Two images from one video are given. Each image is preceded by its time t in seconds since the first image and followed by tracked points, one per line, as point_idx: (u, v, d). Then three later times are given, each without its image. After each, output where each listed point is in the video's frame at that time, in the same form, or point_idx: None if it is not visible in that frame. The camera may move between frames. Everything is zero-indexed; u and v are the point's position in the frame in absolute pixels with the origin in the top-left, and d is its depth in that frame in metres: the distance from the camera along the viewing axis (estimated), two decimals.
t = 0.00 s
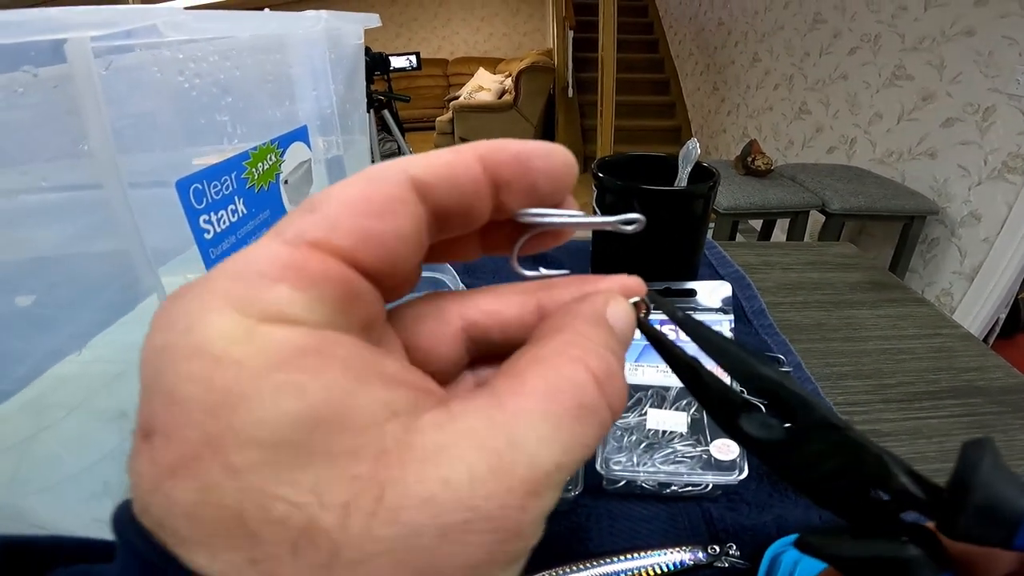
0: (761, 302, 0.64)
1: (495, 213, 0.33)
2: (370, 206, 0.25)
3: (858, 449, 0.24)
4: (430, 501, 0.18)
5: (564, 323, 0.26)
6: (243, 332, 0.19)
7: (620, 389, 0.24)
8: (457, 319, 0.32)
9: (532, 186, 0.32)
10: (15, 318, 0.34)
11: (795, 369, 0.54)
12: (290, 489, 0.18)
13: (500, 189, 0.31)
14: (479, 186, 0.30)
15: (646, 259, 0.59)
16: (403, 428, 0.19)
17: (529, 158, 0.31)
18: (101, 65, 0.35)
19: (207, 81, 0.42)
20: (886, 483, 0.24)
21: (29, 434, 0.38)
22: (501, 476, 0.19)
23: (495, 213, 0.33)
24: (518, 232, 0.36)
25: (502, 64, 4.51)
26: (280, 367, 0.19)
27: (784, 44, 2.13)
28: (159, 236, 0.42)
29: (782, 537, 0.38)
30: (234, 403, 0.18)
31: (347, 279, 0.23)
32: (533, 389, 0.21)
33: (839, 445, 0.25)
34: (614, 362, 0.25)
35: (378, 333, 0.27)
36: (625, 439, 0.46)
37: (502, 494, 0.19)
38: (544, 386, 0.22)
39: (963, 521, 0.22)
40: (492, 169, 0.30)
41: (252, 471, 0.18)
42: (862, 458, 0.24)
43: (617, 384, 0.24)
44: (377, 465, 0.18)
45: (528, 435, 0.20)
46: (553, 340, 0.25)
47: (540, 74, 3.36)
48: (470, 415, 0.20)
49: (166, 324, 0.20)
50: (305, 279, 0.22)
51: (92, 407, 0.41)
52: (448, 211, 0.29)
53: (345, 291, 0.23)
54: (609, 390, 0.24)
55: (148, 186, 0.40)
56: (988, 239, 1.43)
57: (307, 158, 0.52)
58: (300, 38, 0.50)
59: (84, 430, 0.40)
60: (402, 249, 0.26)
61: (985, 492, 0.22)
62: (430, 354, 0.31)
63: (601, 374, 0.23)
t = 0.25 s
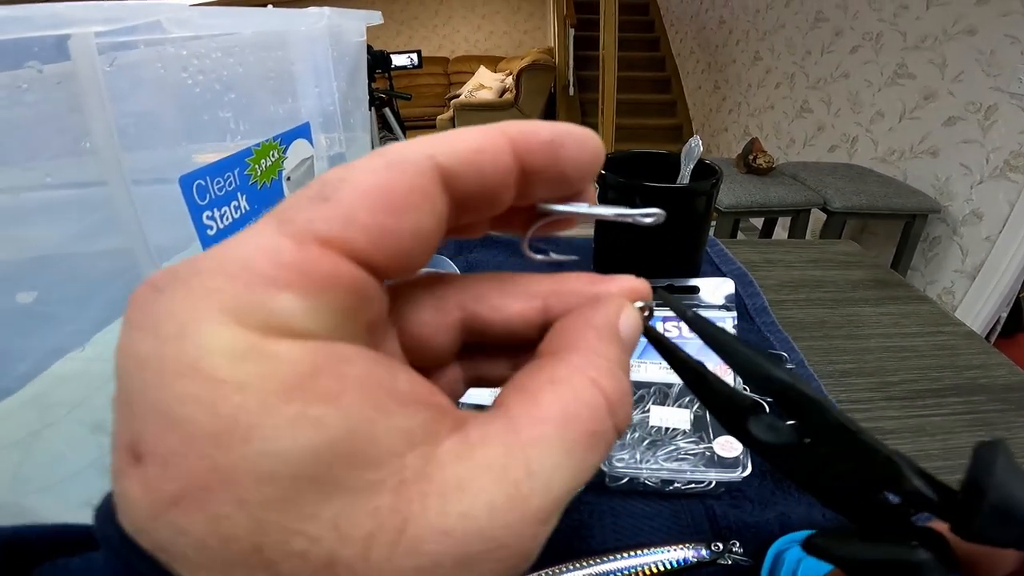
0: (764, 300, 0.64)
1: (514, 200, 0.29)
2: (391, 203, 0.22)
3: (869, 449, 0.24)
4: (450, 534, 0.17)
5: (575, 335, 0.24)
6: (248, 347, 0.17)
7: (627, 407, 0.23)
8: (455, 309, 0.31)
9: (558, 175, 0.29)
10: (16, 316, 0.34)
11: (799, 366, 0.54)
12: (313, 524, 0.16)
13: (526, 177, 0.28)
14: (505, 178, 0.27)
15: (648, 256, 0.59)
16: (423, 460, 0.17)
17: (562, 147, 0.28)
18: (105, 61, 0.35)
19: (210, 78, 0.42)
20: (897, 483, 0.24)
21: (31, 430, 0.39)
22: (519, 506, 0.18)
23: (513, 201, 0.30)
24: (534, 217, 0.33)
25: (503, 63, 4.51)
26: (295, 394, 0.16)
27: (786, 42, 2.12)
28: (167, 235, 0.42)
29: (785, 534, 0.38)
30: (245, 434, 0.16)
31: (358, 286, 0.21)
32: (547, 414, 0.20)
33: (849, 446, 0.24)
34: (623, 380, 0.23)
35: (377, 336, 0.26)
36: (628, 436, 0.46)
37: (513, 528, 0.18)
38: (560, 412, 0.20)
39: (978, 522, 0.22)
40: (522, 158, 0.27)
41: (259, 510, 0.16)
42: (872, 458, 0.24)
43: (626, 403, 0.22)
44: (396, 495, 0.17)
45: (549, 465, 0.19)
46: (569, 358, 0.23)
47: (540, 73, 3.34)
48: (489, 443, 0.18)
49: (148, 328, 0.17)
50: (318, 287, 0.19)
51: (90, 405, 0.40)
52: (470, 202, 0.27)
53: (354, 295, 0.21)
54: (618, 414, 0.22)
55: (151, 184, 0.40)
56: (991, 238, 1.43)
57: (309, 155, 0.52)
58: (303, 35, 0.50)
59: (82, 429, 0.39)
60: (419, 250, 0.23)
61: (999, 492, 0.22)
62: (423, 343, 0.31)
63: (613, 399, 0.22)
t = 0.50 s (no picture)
0: (766, 301, 0.64)
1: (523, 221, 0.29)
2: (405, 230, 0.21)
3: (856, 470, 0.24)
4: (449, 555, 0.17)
5: (576, 359, 0.24)
6: (263, 374, 0.17)
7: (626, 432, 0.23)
8: (459, 324, 0.31)
9: (565, 198, 0.29)
10: (21, 317, 0.34)
11: (802, 367, 0.54)
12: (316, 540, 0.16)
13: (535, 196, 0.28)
14: (518, 201, 0.27)
15: (651, 259, 0.59)
16: (426, 481, 0.18)
17: (569, 170, 0.28)
18: (111, 62, 0.35)
19: (215, 78, 0.42)
20: (885, 502, 0.24)
21: (37, 430, 0.39)
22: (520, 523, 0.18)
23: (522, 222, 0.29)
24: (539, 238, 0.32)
25: (504, 63, 4.51)
26: (308, 419, 0.17)
27: (787, 43, 2.12)
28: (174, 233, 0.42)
29: (788, 535, 0.38)
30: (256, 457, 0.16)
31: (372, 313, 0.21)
32: (549, 439, 0.20)
33: (840, 470, 0.24)
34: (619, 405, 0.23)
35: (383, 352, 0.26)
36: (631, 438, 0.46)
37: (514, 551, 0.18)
38: (562, 437, 0.20)
39: (968, 536, 0.23)
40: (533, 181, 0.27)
41: (272, 527, 0.16)
42: (862, 480, 0.24)
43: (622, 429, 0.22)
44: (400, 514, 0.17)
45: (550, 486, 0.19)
46: (570, 382, 0.22)
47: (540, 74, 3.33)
48: (491, 468, 0.18)
49: (171, 348, 0.17)
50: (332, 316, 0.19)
51: (97, 403, 0.41)
52: (486, 227, 0.26)
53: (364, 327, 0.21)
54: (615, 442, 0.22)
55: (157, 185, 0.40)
56: (992, 238, 1.43)
57: (313, 156, 0.52)
58: (307, 36, 0.50)
59: (91, 427, 0.40)
60: (432, 273, 0.23)
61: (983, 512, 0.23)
62: (427, 359, 0.31)
63: (612, 426, 0.22)
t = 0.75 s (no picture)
0: (767, 300, 0.64)
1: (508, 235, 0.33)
2: (382, 232, 0.25)
3: (858, 487, 0.24)
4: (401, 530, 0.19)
5: (555, 360, 0.26)
6: (249, 346, 0.19)
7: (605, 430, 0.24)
8: (456, 326, 0.33)
9: (544, 213, 0.32)
10: (21, 318, 0.34)
11: (802, 366, 0.54)
12: (273, 499, 0.18)
13: (516, 212, 0.31)
14: (496, 213, 0.30)
15: (651, 258, 0.59)
16: (387, 454, 0.20)
17: (547, 186, 0.31)
18: (110, 60, 0.35)
19: (214, 77, 0.42)
20: (883, 517, 0.24)
21: (36, 430, 0.39)
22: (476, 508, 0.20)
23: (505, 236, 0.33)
24: (529, 253, 0.36)
25: (504, 63, 4.50)
26: (277, 384, 0.19)
27: (787, 42, 2.12)
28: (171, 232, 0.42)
29: (790, 535, 0.38)
30: (230, 417, 0.18)
31: (353, 303, 0.24)
32: (522, 430, 0.21)
33: (840, 488, 0.24)
34: (602, 405, 0.25)
35: (379, 348, 0.28)
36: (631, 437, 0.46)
37: (470, 529, 0.19)
38: (531, 426, 0.22)
39: (967, 560, 0.22)
40: (513, 197, 0.30)
41: (230, 484, 0.18)
42: (861, 498, 0.24)
43: (603, 427, 0.24)
44: (358, 486, 0.19)
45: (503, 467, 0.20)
46: (548, 379, 0.25)
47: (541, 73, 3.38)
48: (454, 448, 0.20)
49: (178, 326, 0.20)
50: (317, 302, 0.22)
51: (96, 402, 0.41)
52: (467, 236, 0.30)
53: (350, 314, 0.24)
54: (592, 436, 0.23)
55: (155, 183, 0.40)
56: (992, 238, 1.42)
57: (312, 154, 0.52)
58: (307, 35, 0.50)
59: (90, 425, 0.40)
60: (410, 274, 0.27)
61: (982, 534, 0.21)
62: (427, 364, 0.32)
63: (588, 420, 0.23)
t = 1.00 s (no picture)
0: (765, 300, 0.64)
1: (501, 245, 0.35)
2: (373, 243, 0.30)
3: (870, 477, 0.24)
4: (340, 506, 0.19)
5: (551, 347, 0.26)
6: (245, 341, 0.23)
7: (599, 404, 0.24)
8: (470, 344, 0.35)
9: (529, 219, 0.34)
10: (16, 320, 0.34)
11: (801, 366, 0.54)
12: (235, 473, 0.20)
13: (502, 219, 0.34)
14: (482, 222, 0.33)
15: (648, 258, 0.59)
16: (346, 434, 0.21)
17: (526, 193, 0.33)
18: (99, 61, 0.35)
19: (207, 77, 0.42)
20: (894, 512, 0.24)
21: (28, 434, 0.38)
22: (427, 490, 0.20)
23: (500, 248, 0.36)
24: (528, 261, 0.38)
25: (502, 62, 4.50)
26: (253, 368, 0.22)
27: (784, 41, 2.12)
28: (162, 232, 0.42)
29: (788, 536, 0.38)
30: (219, 396, 0.22)
31: (353, 303, 0.28)
32: (496, 404, 0.22)
33: (850, 478, 0.24)
34: (594, 382, 0.24)
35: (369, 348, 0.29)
36: (629, 438, 0.46)
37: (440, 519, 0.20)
38: (497, 397, 0.22)
39: (974, 549, 0.23)
40: (496, 204, 0.33)
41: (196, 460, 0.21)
42: (873, 490, 0.24)
43: (595, 400, 0.24)
44: (310, 463, 0.20)
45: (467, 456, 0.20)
46: (537, 357, 0.25)
47: (539, 72, 3.38)
48: (413, 425, 0.21)
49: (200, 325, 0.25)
50: (314, 300, 0.26)
51: (93, 403, 0.41)
52: (457, 244, 0.33)
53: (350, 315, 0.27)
54: (580, 408, 0.23)
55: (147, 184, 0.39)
56: (990, 236, 1.42)
57: (308, 155, 0.51)
58: (301, 35, 0.49)
59: (88, 426, 0.40)
60: (402, 279, 0.31)
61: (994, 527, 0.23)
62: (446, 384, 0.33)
63: (571, 391, 0.23)
